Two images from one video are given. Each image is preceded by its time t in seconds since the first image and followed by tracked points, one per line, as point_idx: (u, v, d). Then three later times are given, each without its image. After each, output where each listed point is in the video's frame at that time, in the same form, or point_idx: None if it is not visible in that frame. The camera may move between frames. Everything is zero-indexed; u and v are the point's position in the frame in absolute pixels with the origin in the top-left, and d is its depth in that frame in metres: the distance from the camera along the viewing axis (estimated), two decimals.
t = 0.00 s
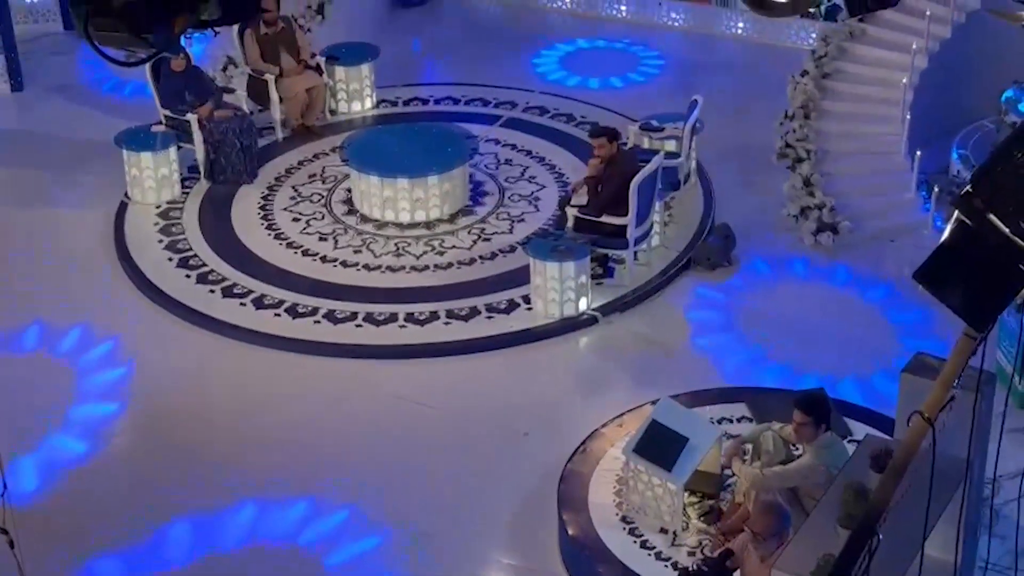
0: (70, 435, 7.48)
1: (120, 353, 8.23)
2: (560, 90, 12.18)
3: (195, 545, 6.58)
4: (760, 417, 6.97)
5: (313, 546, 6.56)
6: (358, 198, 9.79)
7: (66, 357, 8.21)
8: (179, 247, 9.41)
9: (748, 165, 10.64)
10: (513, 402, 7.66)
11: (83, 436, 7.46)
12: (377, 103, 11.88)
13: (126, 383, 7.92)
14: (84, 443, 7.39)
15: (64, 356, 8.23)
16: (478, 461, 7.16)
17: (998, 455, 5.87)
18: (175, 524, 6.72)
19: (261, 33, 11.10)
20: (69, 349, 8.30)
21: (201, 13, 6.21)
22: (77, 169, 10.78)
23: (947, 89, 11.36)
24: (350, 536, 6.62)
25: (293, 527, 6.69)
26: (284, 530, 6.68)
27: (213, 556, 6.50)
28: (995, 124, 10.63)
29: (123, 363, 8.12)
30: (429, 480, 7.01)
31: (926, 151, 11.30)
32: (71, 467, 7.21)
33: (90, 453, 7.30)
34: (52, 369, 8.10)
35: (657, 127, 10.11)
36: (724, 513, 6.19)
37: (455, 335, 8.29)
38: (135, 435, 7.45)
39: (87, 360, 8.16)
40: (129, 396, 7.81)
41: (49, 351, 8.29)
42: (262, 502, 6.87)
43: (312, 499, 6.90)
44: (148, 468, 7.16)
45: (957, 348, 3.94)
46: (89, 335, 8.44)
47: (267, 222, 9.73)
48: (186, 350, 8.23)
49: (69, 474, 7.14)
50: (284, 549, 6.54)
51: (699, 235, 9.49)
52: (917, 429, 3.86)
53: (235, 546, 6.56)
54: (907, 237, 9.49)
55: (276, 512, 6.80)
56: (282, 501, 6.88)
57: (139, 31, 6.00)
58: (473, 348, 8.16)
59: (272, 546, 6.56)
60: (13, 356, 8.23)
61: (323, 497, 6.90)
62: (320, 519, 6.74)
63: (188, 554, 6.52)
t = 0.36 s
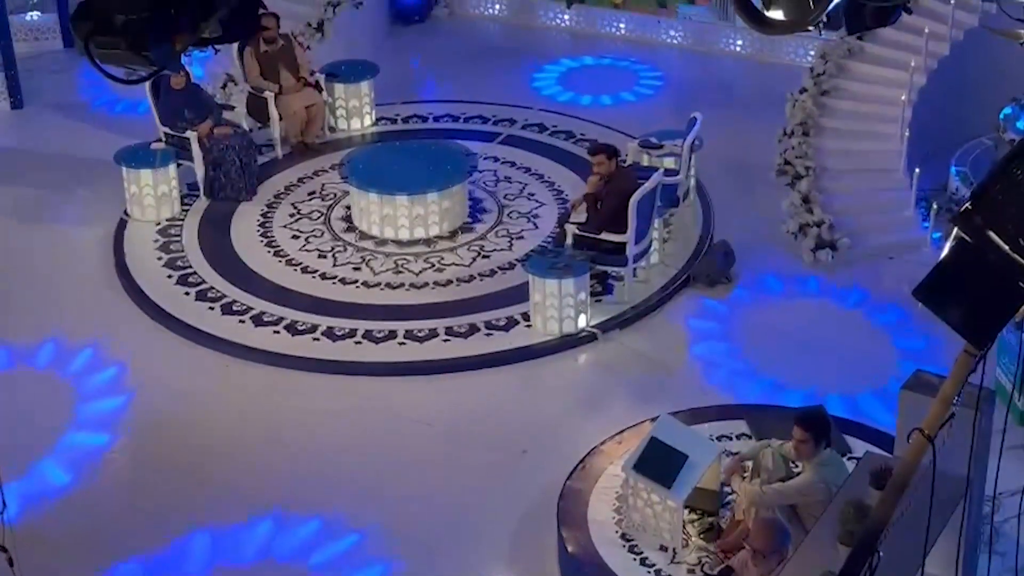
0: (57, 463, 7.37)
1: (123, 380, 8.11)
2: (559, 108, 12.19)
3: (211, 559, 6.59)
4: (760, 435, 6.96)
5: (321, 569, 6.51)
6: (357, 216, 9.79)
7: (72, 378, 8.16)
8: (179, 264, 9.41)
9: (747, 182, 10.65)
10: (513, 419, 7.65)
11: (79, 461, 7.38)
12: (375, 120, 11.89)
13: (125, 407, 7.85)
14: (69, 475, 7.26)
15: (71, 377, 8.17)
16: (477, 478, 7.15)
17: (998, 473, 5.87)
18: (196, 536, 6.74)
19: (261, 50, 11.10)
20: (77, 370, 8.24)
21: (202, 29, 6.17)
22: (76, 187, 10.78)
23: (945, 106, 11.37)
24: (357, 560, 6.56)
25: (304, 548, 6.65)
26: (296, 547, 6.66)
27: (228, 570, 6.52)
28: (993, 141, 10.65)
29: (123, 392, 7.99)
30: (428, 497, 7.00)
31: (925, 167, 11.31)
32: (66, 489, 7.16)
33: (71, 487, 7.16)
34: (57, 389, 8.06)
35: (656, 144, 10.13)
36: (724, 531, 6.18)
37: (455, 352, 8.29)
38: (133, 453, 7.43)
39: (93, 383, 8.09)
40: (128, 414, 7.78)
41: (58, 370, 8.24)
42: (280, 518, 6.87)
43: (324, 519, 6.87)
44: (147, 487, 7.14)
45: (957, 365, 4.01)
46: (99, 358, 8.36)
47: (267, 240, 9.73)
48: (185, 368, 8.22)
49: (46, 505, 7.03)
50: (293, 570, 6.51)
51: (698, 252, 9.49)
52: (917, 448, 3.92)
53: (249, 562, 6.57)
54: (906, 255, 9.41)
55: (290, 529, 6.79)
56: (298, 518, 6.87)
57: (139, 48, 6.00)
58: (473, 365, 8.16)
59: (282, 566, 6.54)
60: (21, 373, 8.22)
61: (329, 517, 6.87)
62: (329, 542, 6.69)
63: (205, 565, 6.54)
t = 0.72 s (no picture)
0: (46, 484, 7.29)
1: (126, 401, 8.02)
2: (559, 120, 12.21)
3: (228, 567, 6.60)
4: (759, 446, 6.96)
5: None
6: (358, 228, 9.79)
7: (77, 395, 8.10)
8: (180, 276, 9.42)
9: (747, 194, 10.65)
10: (514, 430, 7.66)
11: (79, 477, 7.34)
12: (376, 132, 11.91)
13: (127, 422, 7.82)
14: (54, 499, 7.16)
15: (79, 393, 8.12)
16: (477, 490, 7.15)
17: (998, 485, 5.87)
18: (219, 541, 6.79)
19: (262, 62, 11.10)
20: (85, 386, 8.19)
21: (201, 42, 6.09)
22: (78, 198, 10.80)
23: (947, 118, 11.37)
24: None
25: (316, 562, 6.63)
26: (307, 561, 6.64)
27: None
28: (994, 153, 10.66)
29: (122, 416, 7.87)
30: (429, 510, 6.99)
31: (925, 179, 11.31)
32: (65, 503, 7.13)
33: (54, 512, 7.06)
34: (62, 404, 8.02)
35: (657, 156, 10.13)
36: (724, 543, 6.19)
37: (456, 364, 8.29)
38: (134, 465, 7.43)
39: (100, 401, 8.03)
40: (129, 426, 7.78)
41: (66, 386, 8.20)
42: (298, 531, 6.86)
43: (338, 533, 6.84)
44: (147, 498, 7.14)
45: (957, 377, 4.19)
46: (108, 376, 8.29)
47: (268, 251, 9.74)
48: (185, 380, 8.22)
49: (26, 527, 6.95)
50: None
51: (698, 263, 9.50)
52: (918, 459, 4.00)
53: (261, 571, 6.57)
54: (905, 268, 9.41)
55: (304, 543, 6.77)
56: (315, 533, 6.84)
57: (140, 59, 6.04)
58: (474, 376, 8.16)
59: None
60: (29, 386, 8.22)
61: (335, 529, 6.86)
62: (340, 558, 6.66)
63: (220, 570, 6.58)
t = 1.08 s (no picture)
0: (37, 499, 7.22)
1: (131, 417, 7.92)
2: (564, 127, 12.21)
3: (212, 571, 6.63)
4: (764, 454, 6.96)
5: None
6: (362, 234, 9.80)
7: (84, 407, 8.04)
8: (184, 282, 9.42)
9: (752, 201, 10.66)
10: (519, 436, 7.66)
11: (75, 492, 7.26)
12: (381, 138, 11.92)
13: (128, 427, 7.83)
14: (39, 516, 7.08)
15: (89, 406, 8.05)
16: (481, 496, 7.15)
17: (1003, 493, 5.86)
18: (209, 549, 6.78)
19: (267, 68, 11.07)
20: (95, 399, 8.12)
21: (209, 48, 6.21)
22: (83, 204, 10.80)
23: (952, 126, 11.36)
24: None
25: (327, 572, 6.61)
26: (282, 565, 6.66)
27: None
28: (999, 161, 10.66)
29: (123, 435, 7.75)
30: (432, 516, 6.98)
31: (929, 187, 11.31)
32: (57, 517, 7.07)
33: (35, 530, 6.97)
34: (69, 416, 7.97)
35: (661, 164, 10.13)
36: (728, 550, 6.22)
37: (460, 370, 8.30)
38: (136, 471, 7.42)
39: (108, 415, 7.95)
40: (132, 433, 7.77)
41: (76, 396, 8.15)
42: (281, 538, 6.85)
43: (355, 544, 6.80)
44: (149, 505, 7.13)
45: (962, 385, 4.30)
46: (118, 390, 8.20)
47: (272, 257, 9.74)
48: (189, 386, 8.22)
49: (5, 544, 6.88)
50: None
51: (702, 271, 9.50)
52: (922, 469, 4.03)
53: None
54: (910, 275, 9.40)
55: (293, 549, 6.77)
56: (299, 537, 6.85)
57: (145, 64, 6.02)
58: (478, 383, 8.16)
59: None
60: (45, 393, 8.20)
61: (340, 535, 6.86)
62: (352, 570, 6.62)
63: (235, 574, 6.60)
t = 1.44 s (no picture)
0: (33, 507, 7.18)
1: (141, 430, 7.83)
2: (574, 130, 12.21)
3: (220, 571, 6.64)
4: (773, 459, 6.96)
5: None
6: (371, 237, 9.81)
7: (96, 415, 7.98)
8: (193, 283, 9.44)
9: (762, 205, 10.65)
10: (526, 439, 7.66)
11: (73, 503, 7.20)
12: (391, 141, 11.93)
13: (139, 433, 7.79)
14: (29, 527, 7.02)
15: (104, 415, 7.98)
16: (489, 499, 7.15)
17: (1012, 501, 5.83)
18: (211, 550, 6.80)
19: (278, 71, 11.10)
20: (111, 408, 8.05)
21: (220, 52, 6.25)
22: (93, 205, 10.83)
23: (962, 130, 11.34)
24: None
25: None
26: (295, 570, 6.65)
27: None
28: (1009, 166, 10.64)
29: (126, 450, 7.64)
30: (440, 519, 6.99)
31: (939, 192, 11.29)
32: (49, 528, 7.01)
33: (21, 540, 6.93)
34: (81, 423, 7.92)
35: (671, 167, 10.14)
36: (736, 554, 6.19)
37: (468, 373, 8.29)
38: (144, 473, 7.43)
39: (122, 425, 7.88)
40: (141, 436, 7.76)
41: (91, 402, 8.11)
42: (285, 541, 6.85)
43: (374, 552, 6.77)
44: (156, 506, 7.14)
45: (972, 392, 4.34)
46: (133, 401, 8.11)
47: (281, 260, 9.75)
48: (198, 387, 8.23)
49: None
50: None
51: (712, 275, 9.49)
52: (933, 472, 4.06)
53: None
54: (920, 279, 9.38)
55: (297, 551, 6.78)
56: (303, 539, 6.86)
57: (154, 64, 6.04)
58: (486, 386, 8.16)
59: None
60: (60, 397, 8.18)
61: (347, 538, 6.86)
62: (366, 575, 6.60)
63: None
